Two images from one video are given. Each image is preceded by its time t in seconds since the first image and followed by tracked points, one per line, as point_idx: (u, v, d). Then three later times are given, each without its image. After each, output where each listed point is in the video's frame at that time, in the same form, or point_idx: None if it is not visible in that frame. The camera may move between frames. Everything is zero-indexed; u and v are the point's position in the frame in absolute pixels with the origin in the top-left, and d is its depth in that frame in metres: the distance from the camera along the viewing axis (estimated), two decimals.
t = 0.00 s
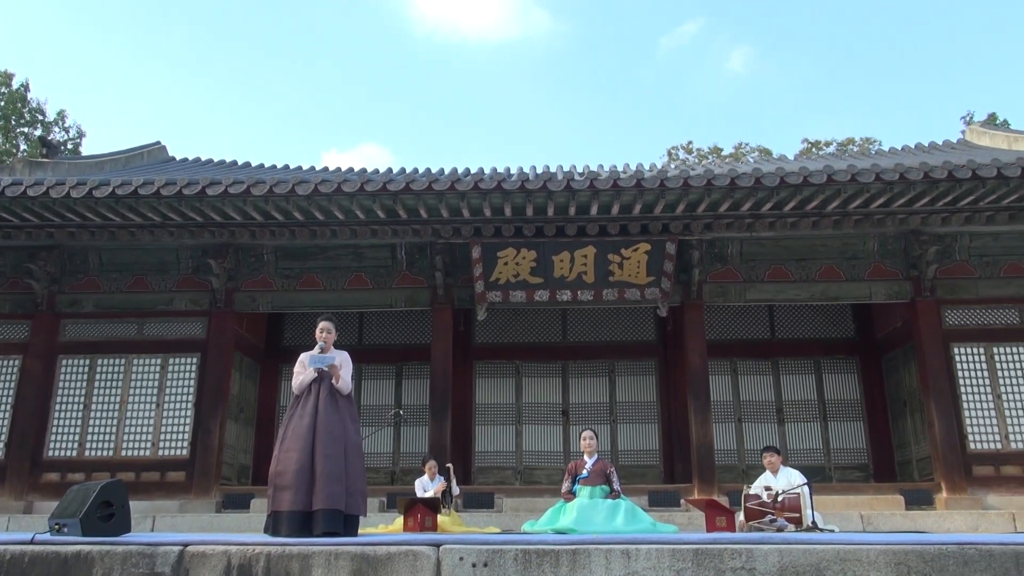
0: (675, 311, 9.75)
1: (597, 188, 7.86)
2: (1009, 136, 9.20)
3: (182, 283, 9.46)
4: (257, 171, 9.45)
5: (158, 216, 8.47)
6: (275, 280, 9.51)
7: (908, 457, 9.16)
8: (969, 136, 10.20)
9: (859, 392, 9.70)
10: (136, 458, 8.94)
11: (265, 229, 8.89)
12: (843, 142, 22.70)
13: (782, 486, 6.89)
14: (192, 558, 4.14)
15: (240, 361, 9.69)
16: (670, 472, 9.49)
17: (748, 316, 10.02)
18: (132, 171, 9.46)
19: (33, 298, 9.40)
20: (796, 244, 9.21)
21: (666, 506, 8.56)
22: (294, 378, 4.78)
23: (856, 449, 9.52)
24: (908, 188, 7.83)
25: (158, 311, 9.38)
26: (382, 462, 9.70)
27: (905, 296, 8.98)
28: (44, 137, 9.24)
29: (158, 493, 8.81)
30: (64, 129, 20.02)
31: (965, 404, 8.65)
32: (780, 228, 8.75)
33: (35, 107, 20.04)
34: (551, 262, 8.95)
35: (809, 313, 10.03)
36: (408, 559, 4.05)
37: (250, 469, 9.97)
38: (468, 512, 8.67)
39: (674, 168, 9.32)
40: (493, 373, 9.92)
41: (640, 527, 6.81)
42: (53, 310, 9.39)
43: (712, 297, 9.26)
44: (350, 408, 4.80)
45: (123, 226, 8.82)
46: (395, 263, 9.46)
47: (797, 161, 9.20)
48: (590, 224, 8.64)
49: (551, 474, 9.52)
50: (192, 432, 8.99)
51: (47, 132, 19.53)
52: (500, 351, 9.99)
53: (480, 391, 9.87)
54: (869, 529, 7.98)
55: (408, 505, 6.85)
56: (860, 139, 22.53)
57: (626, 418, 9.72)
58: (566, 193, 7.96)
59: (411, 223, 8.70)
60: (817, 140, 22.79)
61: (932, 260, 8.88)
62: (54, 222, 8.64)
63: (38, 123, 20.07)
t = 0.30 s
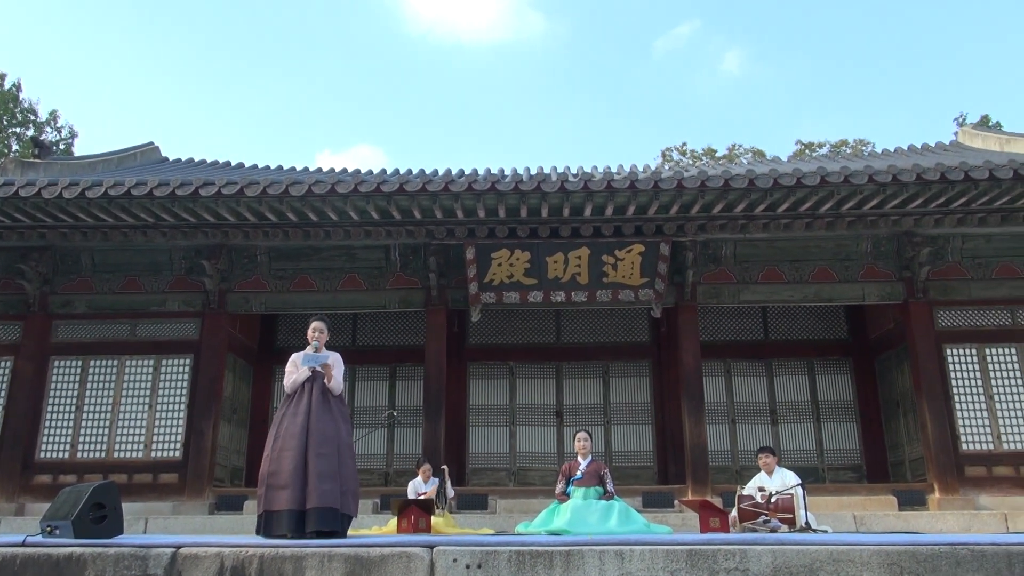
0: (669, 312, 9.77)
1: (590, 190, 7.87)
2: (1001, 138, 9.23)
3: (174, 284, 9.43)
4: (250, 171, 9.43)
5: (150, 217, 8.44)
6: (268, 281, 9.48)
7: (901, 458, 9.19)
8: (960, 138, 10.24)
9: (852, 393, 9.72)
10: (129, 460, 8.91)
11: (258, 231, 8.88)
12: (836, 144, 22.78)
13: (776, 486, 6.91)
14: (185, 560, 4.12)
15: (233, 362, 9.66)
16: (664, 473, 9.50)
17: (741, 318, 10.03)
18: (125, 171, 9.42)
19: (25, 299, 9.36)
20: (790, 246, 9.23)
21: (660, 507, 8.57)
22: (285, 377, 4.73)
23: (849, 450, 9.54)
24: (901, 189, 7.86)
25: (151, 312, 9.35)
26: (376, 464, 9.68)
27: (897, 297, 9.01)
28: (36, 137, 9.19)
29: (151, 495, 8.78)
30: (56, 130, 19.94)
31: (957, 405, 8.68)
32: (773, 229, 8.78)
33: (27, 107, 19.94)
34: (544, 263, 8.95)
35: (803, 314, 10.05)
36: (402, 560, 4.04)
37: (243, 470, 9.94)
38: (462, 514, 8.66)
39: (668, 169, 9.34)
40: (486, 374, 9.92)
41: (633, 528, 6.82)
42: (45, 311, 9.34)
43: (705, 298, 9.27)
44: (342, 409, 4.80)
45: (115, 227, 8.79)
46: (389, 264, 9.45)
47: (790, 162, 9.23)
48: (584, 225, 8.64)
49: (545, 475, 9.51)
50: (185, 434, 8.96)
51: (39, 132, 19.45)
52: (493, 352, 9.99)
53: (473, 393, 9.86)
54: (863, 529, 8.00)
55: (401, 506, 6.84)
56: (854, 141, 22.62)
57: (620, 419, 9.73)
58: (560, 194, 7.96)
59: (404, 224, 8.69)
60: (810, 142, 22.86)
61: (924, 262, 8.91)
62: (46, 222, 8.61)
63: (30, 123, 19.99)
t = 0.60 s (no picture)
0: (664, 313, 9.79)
1: (585, 191, 7.87)
2: (995, 140, 9.27)
3: (169, 285, 9.41)
4: (244, 172, 9.42)
5: (145, 218, 8.43)
6: (263, 282, 9.47)
7: (894, 458, 9.22)
8: (954, 140, 10.27)
9: (846, 394, 9.75)
10: (123, 461, 8.89)
11: (253, 231, 8.87)
12: (831, 145, 22.84)
13: (772, 487, 6.94)
14: (179, 561, 4.11)
15: (227, 363, 9.65)
16: (658, 473, 9.51)
17: (736, 318, 10.05)
18: (120, 172, 9.40)
19: (18, 300, 9.33)
20: (784, 247, 9.25)
21: (654, 508, 8.58)
22: (278, 379, 4.76)
23: (843, 450, 9.56)
24: (895, 191, 7.89)
25: (145, 313, 9.33)
26: (370, 465, 9.67)
27: (891, 298, 9.04)
28: (30, 137, 9.16)
29: (145, 496, 8.76)
30: (50, 130, 19.87)
31: (951, 405, 8.71)
32: (768, 230, 8.80)
33: (20, 107, 19.87)
34: (539, 264, 8.95)
35: (797, 315, 10.07)
36: (396, 562, 4.04)
37: (237, 471, 9.92)
38: (457, 515, 8.65)
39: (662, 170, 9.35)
40: (481, 375, 9.91)
41: (628, 528, 6.84)
42: (39, 312, 9.32)
43: (700, 299, 9.28)
44: (334, 410, 4.79)
45: (109, 227, 8.77)
46: (384, 265, 9.45)
47: (784, 164, 9.25)
48: (579, 226, 8.65)
49: (540, 476, 9.52)
50: (179, 435, 8.94)
51: (32, 132, 19.37)
52: (488, 353, 9.99)
53: (468, 393, 9.86)
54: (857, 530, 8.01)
55: (396, 508, 6.84)
56: (849, 142, 22.68)
57: (615, 420, 9.74)
58: (555, 195, 7.97)
59: (399, 225, 8.69)
60: (805, 143, 22.91)
61: (918, 263, 8.94)
62: (40, 223, 8.58)
63: (24, 123, 19.94)
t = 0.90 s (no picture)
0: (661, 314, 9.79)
1: (582, 192, 7.88)
2: (990, 141, 9.28)
3: (165, 285, 9.39)
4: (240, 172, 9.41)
5: (141, 219, 8.41)
6: (259, 283, 9.46)
7: (890, 459, 9.23)
8: (950, 141, 10.29)
9: (842, 394, 9.76)
10: (119, 462, 8.87)
11: (249, 232, 8.86)
12: (827, 146, 22.89)
13: (770, 487, 6.95)
14: (175, 562, 4.10)
15: (223, 364, 9.63)
16: (655, 474, 9.52)
17: (732, 319, 10.06)
18: (116, 172, 9.39)
19: (14, 301, 9.31)
20: (780, 248, 9.26)
21: (651, 509, 8.59)
22: (272, 381, 4.74)
23: (839, 451, 9.57)
24: (891, 192, 7.91)
25: (141, 313, 9.31)
26: (367, 466, 9.66)
27: (887, 299, 9.05)
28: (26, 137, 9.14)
29: (141, 497, 8.74)
30: (45, 130, 19.84)
31: (947, 406, 8.73)
32: (764, 231, 8.80)
33: (16, 107, 19.84)
34: (536, 265, 8.95)
35: (793, 316, 10.08)
36: (393, 562, 4.04)
37: (233, 472, 9.91)
38: (453, 516, 8.65)
39: (659, 171, 9.36)
40: (478, 376, 9.91)
41: (625, 529, 6.84)
42: (34, 312, 9.29)
43: (697, 300, 9.29)
44: (329, 413, 4.79)
45: (105, 228, 8.75)
46: (381, 266, 9.44)
47: (781, 164, 9.26)
48: (575, 226, 8.66)
49: (536, 477, 9.51)
50: (175, 436, 8.92)
51: (28, 133, 19.33)
52: (485, 354, 9.99)
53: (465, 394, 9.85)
54: (853, 530, 8.02)
55: (392, 509, 6.84)
56: (845, 143, 22.73)
57: (612, 420, 9.74)
58: (551, 196, 7.97)
59: (396, 226, 8.69)
60: (802, 144, 22.94)
61: (914, 264, 8.95)
62: (35, 224, 8.56)
63: (19, 123, 19.90)
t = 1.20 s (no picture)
0: (659, 315, 9.80)
1: (581, 192, 7.88)
2: (988, 142, 9.29)
3: (163, 285, 9.38)
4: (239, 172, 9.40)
5: (140, 219, 8.41)
6: (258, 283, 9.46)
7: (889, 460, 9.24)
8: (948, 142, 10.29)
9: (841, 395, 9.76)
10: (117, 463, 8.86)
11: (248, 232, 8.86)
12: (825, 147, 22.93)
13: (770, 487, 6.97)
14: (173, 563, 4.10)
15: (222, 364, 9.63)
16: (653, 475, 9.53)
17: (731, 320, 10.06)
18: (116, 172, 9.40)
19: (12, 301, 9.30)
20: (779, 248, 9.26)
21: (649, 509, 8.61)
22: (272, 382, 4.76)
23: (838, 452, 9.58)
24: (889, 193, 7.93)
25: (139, 314, 9.30)
26: (365, 466, 9.65)
27: (885, 300, 9.05)
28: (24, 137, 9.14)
29: (139, 498, 8.74)
30: (44, 130, 19.82)
31: (945, 407, 8.74)
32: (763, 232, 8.81)
33: (14, 107, 19.82)
34: (535, 266, 8.95)
35: (792, 316, 10.08)
36: (391, 563, 4.03)
37: (232, 473, 9.90)
38: (452, 516, 8.65)
39: (658, 171, 9.36)
40: (476, 376, 9.91)
41: (623, 529, 6.83)
42: (33, 312, 9.28)
43: (695, 301, 9.29)
44: (327, 415, 4.78)
45: (104, 228, 8.75)
46: (379, 267, 9.44)
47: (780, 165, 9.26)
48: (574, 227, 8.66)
49: (534, 478, 9.51)
50: (173, 437, 8.92)
51: (27, 133, 19.31)
52: (483, 355, 9.99)
53: (464, 395, 9.85)
54: (851, 531, 8.03)
55: (391, 510, 6.84)
56: (843, 145, 22.77)
57: (610, 421, 9.74)
58: (550, 196, 7.97)
59: (394, 226, 8.69)
60: (800, 145, 22.98)
61: (913, 264, 8.95)
62: (34, 224, 8.56)
63: (17, 123, 19.89)
